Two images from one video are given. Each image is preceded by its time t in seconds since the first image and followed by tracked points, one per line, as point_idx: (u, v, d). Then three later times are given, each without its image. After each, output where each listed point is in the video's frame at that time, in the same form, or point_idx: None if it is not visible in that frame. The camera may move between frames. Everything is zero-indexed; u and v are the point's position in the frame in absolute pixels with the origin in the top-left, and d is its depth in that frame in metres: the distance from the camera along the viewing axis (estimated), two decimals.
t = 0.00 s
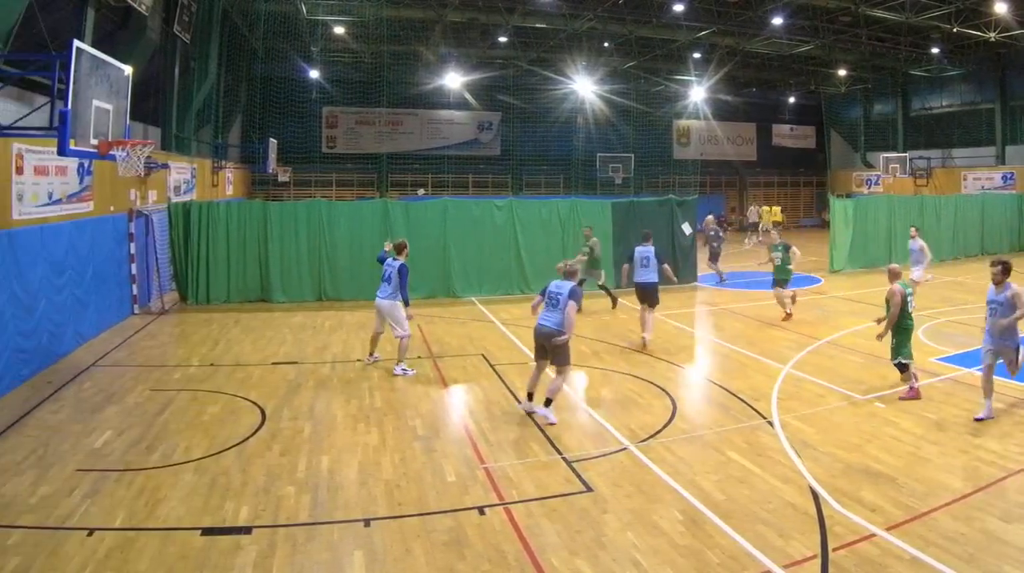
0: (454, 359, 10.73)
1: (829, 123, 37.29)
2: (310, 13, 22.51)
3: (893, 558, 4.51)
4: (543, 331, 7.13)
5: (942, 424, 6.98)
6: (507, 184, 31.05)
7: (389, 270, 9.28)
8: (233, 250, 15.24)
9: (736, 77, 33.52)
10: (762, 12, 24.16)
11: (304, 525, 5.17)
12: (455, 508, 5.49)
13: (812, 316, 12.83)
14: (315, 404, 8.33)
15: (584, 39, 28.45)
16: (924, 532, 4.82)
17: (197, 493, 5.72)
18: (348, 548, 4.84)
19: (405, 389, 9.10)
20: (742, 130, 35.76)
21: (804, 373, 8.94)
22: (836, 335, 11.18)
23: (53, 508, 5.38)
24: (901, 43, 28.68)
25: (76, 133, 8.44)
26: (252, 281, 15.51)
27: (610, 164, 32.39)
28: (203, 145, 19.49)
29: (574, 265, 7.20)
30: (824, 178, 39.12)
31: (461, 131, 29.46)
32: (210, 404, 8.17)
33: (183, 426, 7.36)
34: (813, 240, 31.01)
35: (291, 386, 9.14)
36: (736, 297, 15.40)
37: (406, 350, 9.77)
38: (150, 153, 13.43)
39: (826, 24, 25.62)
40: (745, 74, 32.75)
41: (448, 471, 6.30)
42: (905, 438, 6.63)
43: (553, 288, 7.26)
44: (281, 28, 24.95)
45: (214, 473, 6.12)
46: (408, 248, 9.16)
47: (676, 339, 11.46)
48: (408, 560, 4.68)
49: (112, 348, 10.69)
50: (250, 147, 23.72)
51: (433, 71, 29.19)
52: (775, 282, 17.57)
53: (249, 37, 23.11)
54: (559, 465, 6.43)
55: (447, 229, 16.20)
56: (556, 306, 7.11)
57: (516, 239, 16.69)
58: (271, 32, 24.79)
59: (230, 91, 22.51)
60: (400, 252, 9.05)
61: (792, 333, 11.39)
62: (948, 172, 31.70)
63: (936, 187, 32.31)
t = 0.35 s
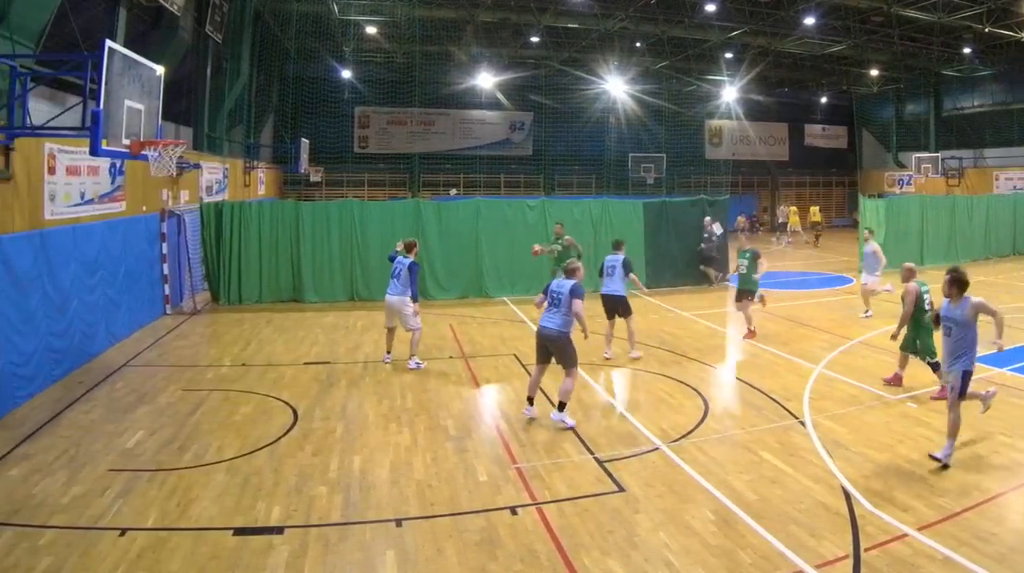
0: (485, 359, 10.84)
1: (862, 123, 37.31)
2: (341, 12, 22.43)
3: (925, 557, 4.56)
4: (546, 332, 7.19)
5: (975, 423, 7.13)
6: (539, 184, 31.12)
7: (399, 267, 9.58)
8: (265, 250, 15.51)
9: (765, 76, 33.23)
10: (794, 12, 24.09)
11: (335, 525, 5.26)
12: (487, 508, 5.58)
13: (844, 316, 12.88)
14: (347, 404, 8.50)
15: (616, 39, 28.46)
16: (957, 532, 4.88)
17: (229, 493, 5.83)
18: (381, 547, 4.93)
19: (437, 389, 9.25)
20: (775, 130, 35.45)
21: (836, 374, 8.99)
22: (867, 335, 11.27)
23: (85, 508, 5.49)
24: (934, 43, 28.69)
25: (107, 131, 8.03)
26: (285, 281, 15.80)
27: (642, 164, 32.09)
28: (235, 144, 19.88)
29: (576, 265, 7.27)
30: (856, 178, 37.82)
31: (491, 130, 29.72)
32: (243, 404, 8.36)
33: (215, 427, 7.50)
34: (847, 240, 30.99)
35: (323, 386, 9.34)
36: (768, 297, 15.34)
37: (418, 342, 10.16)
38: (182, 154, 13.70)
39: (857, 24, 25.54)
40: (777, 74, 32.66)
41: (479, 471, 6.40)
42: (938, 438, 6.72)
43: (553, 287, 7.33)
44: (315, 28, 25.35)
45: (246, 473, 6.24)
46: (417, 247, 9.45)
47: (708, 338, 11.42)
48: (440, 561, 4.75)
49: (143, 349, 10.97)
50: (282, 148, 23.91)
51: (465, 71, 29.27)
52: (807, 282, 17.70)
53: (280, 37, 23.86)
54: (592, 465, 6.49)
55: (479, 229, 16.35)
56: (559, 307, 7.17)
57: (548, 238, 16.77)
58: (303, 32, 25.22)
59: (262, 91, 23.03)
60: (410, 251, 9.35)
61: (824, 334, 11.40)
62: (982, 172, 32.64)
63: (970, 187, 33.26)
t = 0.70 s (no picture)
0: (518, 359, 10.92)
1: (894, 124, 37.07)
2: (375, 13, 22.76)
3: (959, 559, 4.61)
4: (575, 351, 7.18)
5: (1008, 423, 7.27)
6: (572, 184, 31.11)
7: (421, 269, 9.78)
8: (299, 250, 15.82)
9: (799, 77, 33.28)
10: (827, 11, 23.91)
11: (369, 525, 5.40)
12: (521, 508, 5.68)
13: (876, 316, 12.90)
14: (380, 404, 8.67)
15: (649, 39, 28.40)
16: (991, 534, 4.94)
17: (262, 493, 5.99)
18: (414, 547, 5.05)
19: (470, 389, 9.39)
20: (808, 129, 34.79)
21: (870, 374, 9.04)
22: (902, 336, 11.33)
23: (119, 508, 5.65)
24: (967, 42, 28.48)
25: (141, 131, 8.29)
26: (319, 281, 16.11)
27: (675, 164, 31.86)
28: (268, 144, 20.32)
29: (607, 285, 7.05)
30: (888, 178, 37.73)
31: (526, 131, 29.62)
32: (276, 404, 8.60)
33: (248, 427, 7.72)
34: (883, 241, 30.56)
35: (355, 386, 9.53)
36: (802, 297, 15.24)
37: (439, 341, 10.47)
38: (215, 154, 14.08)
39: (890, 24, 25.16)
40: (809, 74, 32.68)
41: (512, 471, 6.49)
42: (971, 438, 6.88)
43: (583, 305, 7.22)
44: (348, 28, 25.71)
45: (279, 473, 6.43)
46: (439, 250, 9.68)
47: (743, 339, 11.31)
48: (474, 560, 4.86)
49: (175, 349, 11.33)
50: (315, 147, 24.44)
51: (498, 71, 29.49)
52: (839, 282, 17.65)
53: (313, 37, 23.98)
54: (625, 465, 6.54)
55: (512, 229, 16.49)
56: (588, 327, 7.07)
57: (580, 238, 16.83)
58: (337, 32, 25.64)
59: (296, 91, 23.46)
60: (432, 253, 9.56)
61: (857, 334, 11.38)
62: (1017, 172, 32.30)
63: (1003, 186, 33.11)
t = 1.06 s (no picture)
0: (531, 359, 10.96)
1: (908, 124, 36.88)
2: (388, 13, 22.78)
3: (973, 559, 4.61)
4: (618, 341, 7.17)
5: None
6: (586, 184, 31.13)
7: (430, 277, 9.86)
8: (313, 250, 15.96)
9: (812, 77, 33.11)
10: (841, 11, 23.81)
11: (382, 525, 5.46)
12: (534, 508, 5.71)
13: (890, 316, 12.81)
14: (393, 404, 8.74)
15: (663, 39, 28.36)
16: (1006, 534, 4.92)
17: (275, 493, 6.07)
18: (427, 548, 5.10)
19: (483, 389, 9.44)
20: (822, 129, 34.57)
21: (885, 375, 8.99)
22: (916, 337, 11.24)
23: (133, 508, 5.75)
24: (981, 41, 28.24)
25: (155, 132, 8.41)
26: (333, 282, 16.24)
27: (689, 164, 31.73)
28: (282, 144, 20.49)
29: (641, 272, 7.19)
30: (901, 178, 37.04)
31: (539, 131, 29.68)
32: (290, 404, 8.69)
33: (262, 427, 7.81)
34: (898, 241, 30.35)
35: (369, 386, 9.60)
36: (815, 297, 15.19)
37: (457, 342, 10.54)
38: (229, 154, 14.24)
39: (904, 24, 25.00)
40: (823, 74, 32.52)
41: (526, 471, 6.53)
42: (986, 439, 6.82)
43: (621, 296, 7.23)
44: (361, 28, 25.88)
45: (292, 473, 6.51)
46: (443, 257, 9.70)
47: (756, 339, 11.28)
48: (486, 560, 4.90)
49: (189, 349, 11.48)
50: (329, 147, 24.71)
51: (512, 71, 29.50)
52: (853, 282, 17.52)
53: (328, 37, 24.24)
54: (638, 465, 6.54)
55: (525, 229, 16.52)
56: (629, 316, 7.10)
57: (594, 237, 16.85)
58: (350, 32, 25.81)
59: (310, 90, 23.60)
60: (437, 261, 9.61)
61: (872, 334, 11.32)
62: None
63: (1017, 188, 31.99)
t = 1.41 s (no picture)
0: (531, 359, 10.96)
1: (908, 124, 36.91)
2: (389, 13, 22.80)
3: (972, 558, 4.62)
4: (633, 338, 7.16)
5: None
6: (586, 184, 31.12)
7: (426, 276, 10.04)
8: (313, 250, 15.95)
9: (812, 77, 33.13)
10: (841, 11, 23.82)
11: (382, 525, 5.47)
12: (535, 508, 5.71)
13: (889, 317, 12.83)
14: (392, 404, 8.73)
15: (662, 39, 28.37)
16: (1005, 533, 4.93)
17: (275, 493, 6.07)
18: (428, 548, 5.10)
19: (483, 389, 9.44)
20: (821, 129, 34.61)
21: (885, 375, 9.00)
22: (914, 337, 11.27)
23: (133, 508, 5.75)
24: (981, 41, 28.24)
25: (154, 132, 8.41)
26: (332, 282, 16.23)
27: (689, 164, 31.70)
28: (281, 144, 20.51)
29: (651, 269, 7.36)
30: (901, 178, 37.18)
31: (539, 131, 29.66)
32: (290, 404, 8.69)
33: (262, 427, 7.81)
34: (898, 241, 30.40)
35: (369, 386, 9.60)
36: (815, 297, 15.19)
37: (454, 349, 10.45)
38: (229, 154, 14.24)
39: (905, 24, 24.99)
40: (823, 73, 32.53)
41: (527, 471, 6.53)
42: (986, 439, 6.82)
43: (633, 294, 7.32)
44: (361, 28, 25.87)
45: (292, 473, 6.51)
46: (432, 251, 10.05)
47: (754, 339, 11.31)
48: (487, 560, 4.90)
49: (189, 349, 11.48)
50: (330, 147, 24.68)
51: (512, 71, 29.48)
52: (853, 282, 17.53)
53: (328, 37, 24.20)
54: (638, 465, 6.54)
55: (525, 228, 16.51)
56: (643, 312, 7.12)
57: (593, 237, 16.85)
58: (350, 32, 25.81)
59: (310, 90, 23.57)
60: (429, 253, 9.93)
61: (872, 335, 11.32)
62: None
63: (1017, 188, 31.99)
